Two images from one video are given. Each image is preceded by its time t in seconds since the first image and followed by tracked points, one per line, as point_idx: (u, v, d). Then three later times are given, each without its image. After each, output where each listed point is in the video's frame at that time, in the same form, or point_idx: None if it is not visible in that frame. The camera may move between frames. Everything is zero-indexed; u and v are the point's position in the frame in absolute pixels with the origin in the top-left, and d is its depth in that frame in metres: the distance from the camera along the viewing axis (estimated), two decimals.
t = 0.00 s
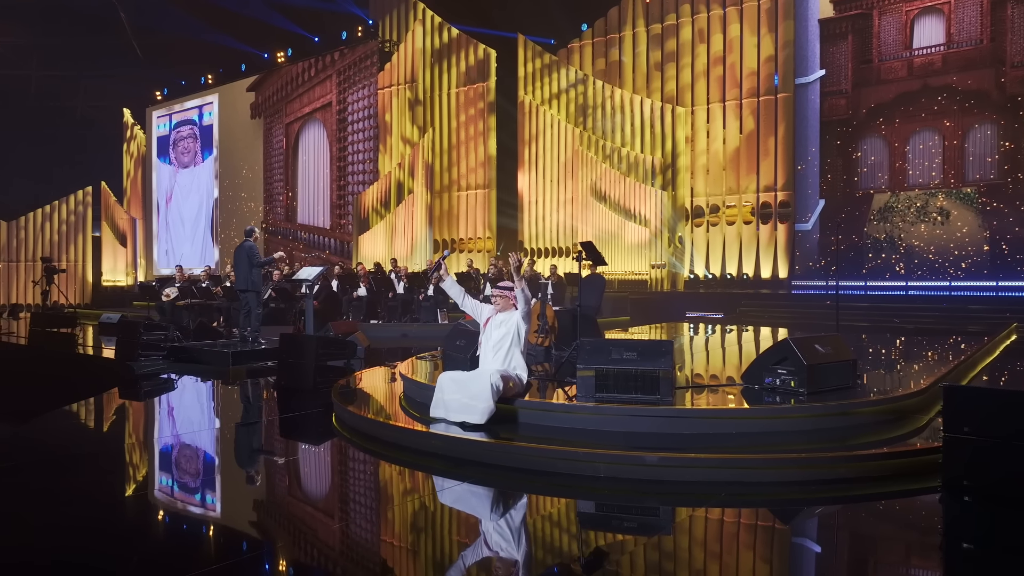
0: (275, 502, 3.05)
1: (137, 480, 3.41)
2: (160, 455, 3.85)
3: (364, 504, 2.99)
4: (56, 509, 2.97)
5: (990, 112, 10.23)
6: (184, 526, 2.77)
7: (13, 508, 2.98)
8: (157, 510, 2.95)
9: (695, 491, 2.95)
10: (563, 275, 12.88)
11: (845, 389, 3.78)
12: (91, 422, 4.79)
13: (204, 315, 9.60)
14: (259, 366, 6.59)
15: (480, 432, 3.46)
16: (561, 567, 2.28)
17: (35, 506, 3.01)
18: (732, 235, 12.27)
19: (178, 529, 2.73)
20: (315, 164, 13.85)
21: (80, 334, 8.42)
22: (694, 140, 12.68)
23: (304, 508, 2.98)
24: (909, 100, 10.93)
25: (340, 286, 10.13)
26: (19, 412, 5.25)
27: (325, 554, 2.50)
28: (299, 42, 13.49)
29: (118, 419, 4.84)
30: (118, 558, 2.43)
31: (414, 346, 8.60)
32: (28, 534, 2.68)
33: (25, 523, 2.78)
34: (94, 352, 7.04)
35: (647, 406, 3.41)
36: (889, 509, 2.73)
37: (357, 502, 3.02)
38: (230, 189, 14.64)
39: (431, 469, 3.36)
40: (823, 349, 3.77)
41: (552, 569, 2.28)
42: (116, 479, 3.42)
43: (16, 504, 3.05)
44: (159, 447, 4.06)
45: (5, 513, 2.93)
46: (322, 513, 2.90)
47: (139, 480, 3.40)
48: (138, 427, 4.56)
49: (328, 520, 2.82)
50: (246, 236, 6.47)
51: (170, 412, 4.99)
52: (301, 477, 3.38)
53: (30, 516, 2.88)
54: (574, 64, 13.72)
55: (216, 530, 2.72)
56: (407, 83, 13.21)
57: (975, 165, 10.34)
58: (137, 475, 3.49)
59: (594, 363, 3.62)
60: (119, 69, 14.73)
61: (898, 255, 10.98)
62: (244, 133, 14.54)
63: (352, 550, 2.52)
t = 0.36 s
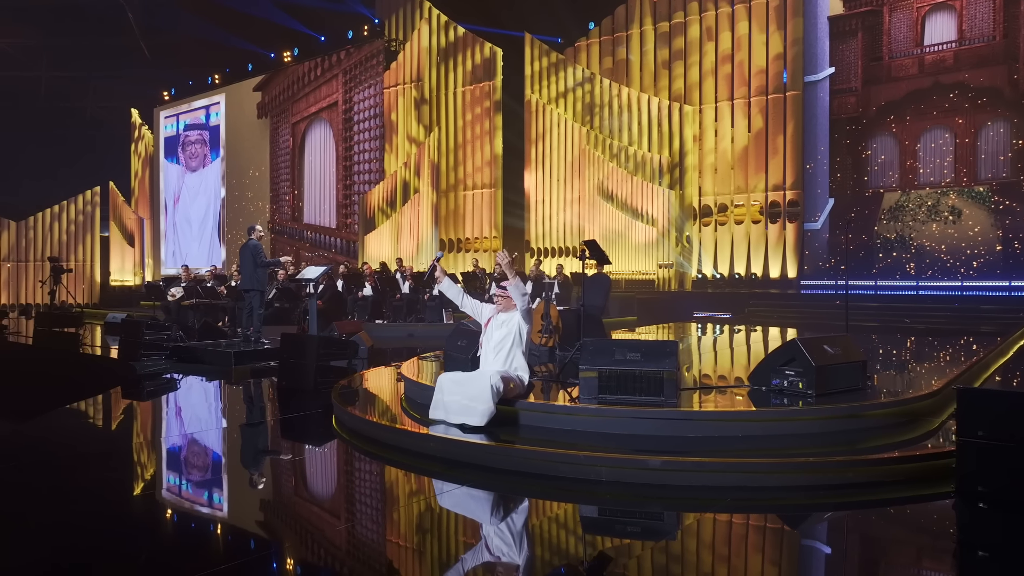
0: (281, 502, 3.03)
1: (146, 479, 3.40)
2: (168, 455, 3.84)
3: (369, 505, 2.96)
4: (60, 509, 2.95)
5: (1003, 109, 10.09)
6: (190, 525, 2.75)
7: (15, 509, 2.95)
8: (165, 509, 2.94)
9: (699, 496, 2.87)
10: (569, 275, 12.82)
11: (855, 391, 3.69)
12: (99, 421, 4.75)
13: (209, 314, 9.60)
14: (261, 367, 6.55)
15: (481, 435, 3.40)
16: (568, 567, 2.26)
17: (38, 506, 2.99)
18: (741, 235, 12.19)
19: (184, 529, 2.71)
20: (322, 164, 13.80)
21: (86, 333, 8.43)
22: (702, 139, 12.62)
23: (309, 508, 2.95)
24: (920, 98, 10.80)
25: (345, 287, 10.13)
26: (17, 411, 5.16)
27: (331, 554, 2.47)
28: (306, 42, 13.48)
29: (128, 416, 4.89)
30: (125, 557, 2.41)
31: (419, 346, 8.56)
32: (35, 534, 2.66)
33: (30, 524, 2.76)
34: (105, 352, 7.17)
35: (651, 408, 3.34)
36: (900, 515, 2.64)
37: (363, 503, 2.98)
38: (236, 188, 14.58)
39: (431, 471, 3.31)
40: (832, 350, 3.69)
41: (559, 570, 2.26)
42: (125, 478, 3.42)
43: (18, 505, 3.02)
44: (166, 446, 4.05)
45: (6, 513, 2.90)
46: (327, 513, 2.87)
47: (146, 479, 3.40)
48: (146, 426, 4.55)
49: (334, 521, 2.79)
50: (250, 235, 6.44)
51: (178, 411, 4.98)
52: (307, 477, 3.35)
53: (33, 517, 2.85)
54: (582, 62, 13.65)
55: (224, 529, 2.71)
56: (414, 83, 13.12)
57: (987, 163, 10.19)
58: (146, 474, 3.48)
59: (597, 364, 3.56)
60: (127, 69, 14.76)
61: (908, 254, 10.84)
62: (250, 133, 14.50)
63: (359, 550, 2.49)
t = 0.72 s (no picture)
0: (288, 503, 3.00)
1: (154, 479, 3.40)
2: (175, 455, 3.83)
3: (375, 506, 2.93)
4: (63, 510, 2.93)
5: (1017, 106, 9.93)
6: (197, 525, 2.74)
7: (17, 509, 2.94)
8: (173, 509, 2.93)
9: (701, 503, 2.79)
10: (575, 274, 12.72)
11: (865, 394, 3.60)
12: (107, 420, 4.76)
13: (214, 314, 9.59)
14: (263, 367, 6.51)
15: (479, 437, 3.33)
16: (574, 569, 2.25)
17: (42, 507, 2.97)
18: (750, 234, 12.09)
19: (193, 529, 2.70)
20: (328, 164, 13.74)
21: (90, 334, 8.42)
22: (711, 137, 12.53)
23: (315, 508, 2.92)
24: (932, 95, 10.65)
25: (350, 287, 10.14)
26: (16, 412, 5.11)
27: (338, 555, 2.46)
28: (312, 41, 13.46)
29: (135, 415, 4.89)
30: (135, 558, 2.40)
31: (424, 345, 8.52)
32: (42, 535, 2.65)
33: (38, 524, 2.75)
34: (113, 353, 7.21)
35: (655, 410, 3.26)
36: (910, 521, 2.55)
37: (369, 504, 2.95)
38: (244, 188, 14.61)
39: (430, 475, 3.24)
40: (841, 351, 3.60)
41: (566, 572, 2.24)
42: (134, 478, 3.42)
43: (19, 505, 3.00)
44: (174, 446, 4.03)
45: (8, 513, 2.88)
46: (334, 514, 2.85)
47: (154, 479, 3.39)
48: (154, 426, 4.54)
49: (341, 522, 2.77)
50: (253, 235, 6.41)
51: (186, 410, 4.98)
52: (313, 477, 3.32)
53: (41, 517, 2.84)
54: (589, 61, 13.56)
55: (231, 529, 2.70)
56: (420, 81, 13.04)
57: (1001, 161, 10.05)
58: (154, 473, 3.48)
59: (599, 365, 3.49)
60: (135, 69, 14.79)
61: (920, 254, 10.68)
62: (257, 132, 14.44)
63: (365, 550, 2.48)
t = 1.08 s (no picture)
0: (295, 502, 2.98)
1: (162, 478, 3.39)
2: (183, 454, 3.82)
3: (381, 508, 2.88)
4: (65, 511, 2.90)
5: None
6: (206, 524, 2.73)
7: (19, 510, 2.92)
8: (181, 508, 2.92)
9: (702, 510, 2.70)
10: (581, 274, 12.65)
11: (873, 397, 3.50)
12: (116, 417, 4.82)
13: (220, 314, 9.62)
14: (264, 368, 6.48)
15: (477, 442, 3.26)
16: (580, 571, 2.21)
17: (44, 507, 2.95)
18: (758, 234, 12.03)
19: (200, 528, 2.68)
20: (335, 164, 13.66)
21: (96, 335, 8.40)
22: (719, 136, 12.46)
23: (320, 508, 2.89)
24: (944, 92, 10.48)
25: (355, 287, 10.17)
26: (14, 411, 5.07)
27: (345, 555, 2.45)
28: (319, 41, 13.43)
29: (144, 411, 4.97)
30: (142, 558, 2.39)
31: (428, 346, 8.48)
32: (44, 535, 2.62)
33: (44, 524, 2.74)
34: (119, 354, 7.22)
35: (656, 413, 3.19)
36: (918, 530, 2.46)
37: (374, 506, 2.91)
38: (251, 189, 14.41)
39: (425, 480, 3.17)
40: (849, 353, 3.52)
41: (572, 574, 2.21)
42: (143, 477, 3.41)
43: (19, 506, 2.98)
44: (181, 446, 4.02)
45: (7, 514, 2.86)
46: (340, 515, 2.82)
47: (162, 478, 3.38)
48: (163, 425, 4.55)
49: (348, 522, 2.74)
50: (255, 235, 6.39)
51: (194, 409, 4.98)
52: (319, 478, 3.29)
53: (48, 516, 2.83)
54: (597, 60, 13.51)
55: (238, 529, 2.68)
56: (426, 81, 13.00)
57: (1014, 160, 9.90)
58: (162, 473, 3.46)
59: (600, 367, 3.42)
60: (142, 69, 14.82)
61: (931, 254, 10.54)
62: (264, 132, 14.34)
63: (371, 550, 2.46)
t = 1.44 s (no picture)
0: (303, 504, 2.96)
1: (172, 477, 3.39)
2: (192, 454, 3.82)
3: (388, 510, 2.85)
4: (68, 512, 2.88)
5: None
6: (215, 525, 2.71)
7: (20, 511, 2.90)
8: (191, 508, 2.92)
9: (703, 516, 2.62)
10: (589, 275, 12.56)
11: (882, 400, 3.41)
12: (126, 416, 4.81)
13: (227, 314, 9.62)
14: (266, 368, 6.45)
15: (473, 445, 3.20)
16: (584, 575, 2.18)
17: (47, 509, 2.93)
18: (768, 234, 11.87)
19: (209, 529, 2.67)
20: (342, 164, 13.61)
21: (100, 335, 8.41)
22: (728, 135, 12.32)
23: (329, 509, 2.88)
24: (958, 90, 10.32)
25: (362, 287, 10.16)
26: (14, 412, 5.07)
27: (352, 555, 2.43)
28: (326, 41, 13.43)
29: (153, 411, 4.95)
30: (153, 558, 2.38)
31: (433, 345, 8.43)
32: (52, 536, 2.62)
33: (53, 525, 2.73)
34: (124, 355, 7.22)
35: (657, 417, 3.12)
36: (930, 539, 2.36)
37: (381, 507, 2.88)
38: (258, 189, 14.50)
39: (421, 485, 3.11)
40: (857, 355, 3.43)
41: None
42: (153, 476, 3.42)
43: (20, 507, 2.96)
44: (190, 446, 4.01)
45: (6, 516, 2.84)
46: (348, 516, 2.79)
47: (172, 478, 3.37)
48: (173, 424, 4.55)
49: (354, 523, 2.72)
50: (258, 235, 6.37)
51: (201, 408, 4.99)
52: (327, 479, 3.27)
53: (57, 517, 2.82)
54: (605, 58, 13.40)
55: (247, 529, 2.67)
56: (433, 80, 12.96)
57: None
58: (172, 472, 3.47)
59: (600, 369, 3.36)
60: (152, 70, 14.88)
61: (945, 254, 10.37)
62: (271, 131, 14.34)
63: (379, 550, 2.45)
